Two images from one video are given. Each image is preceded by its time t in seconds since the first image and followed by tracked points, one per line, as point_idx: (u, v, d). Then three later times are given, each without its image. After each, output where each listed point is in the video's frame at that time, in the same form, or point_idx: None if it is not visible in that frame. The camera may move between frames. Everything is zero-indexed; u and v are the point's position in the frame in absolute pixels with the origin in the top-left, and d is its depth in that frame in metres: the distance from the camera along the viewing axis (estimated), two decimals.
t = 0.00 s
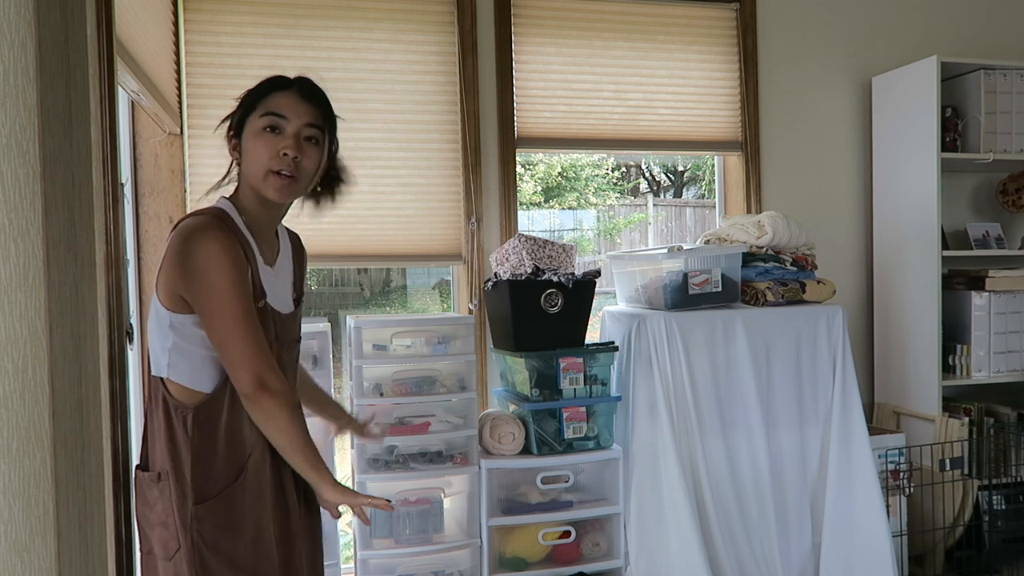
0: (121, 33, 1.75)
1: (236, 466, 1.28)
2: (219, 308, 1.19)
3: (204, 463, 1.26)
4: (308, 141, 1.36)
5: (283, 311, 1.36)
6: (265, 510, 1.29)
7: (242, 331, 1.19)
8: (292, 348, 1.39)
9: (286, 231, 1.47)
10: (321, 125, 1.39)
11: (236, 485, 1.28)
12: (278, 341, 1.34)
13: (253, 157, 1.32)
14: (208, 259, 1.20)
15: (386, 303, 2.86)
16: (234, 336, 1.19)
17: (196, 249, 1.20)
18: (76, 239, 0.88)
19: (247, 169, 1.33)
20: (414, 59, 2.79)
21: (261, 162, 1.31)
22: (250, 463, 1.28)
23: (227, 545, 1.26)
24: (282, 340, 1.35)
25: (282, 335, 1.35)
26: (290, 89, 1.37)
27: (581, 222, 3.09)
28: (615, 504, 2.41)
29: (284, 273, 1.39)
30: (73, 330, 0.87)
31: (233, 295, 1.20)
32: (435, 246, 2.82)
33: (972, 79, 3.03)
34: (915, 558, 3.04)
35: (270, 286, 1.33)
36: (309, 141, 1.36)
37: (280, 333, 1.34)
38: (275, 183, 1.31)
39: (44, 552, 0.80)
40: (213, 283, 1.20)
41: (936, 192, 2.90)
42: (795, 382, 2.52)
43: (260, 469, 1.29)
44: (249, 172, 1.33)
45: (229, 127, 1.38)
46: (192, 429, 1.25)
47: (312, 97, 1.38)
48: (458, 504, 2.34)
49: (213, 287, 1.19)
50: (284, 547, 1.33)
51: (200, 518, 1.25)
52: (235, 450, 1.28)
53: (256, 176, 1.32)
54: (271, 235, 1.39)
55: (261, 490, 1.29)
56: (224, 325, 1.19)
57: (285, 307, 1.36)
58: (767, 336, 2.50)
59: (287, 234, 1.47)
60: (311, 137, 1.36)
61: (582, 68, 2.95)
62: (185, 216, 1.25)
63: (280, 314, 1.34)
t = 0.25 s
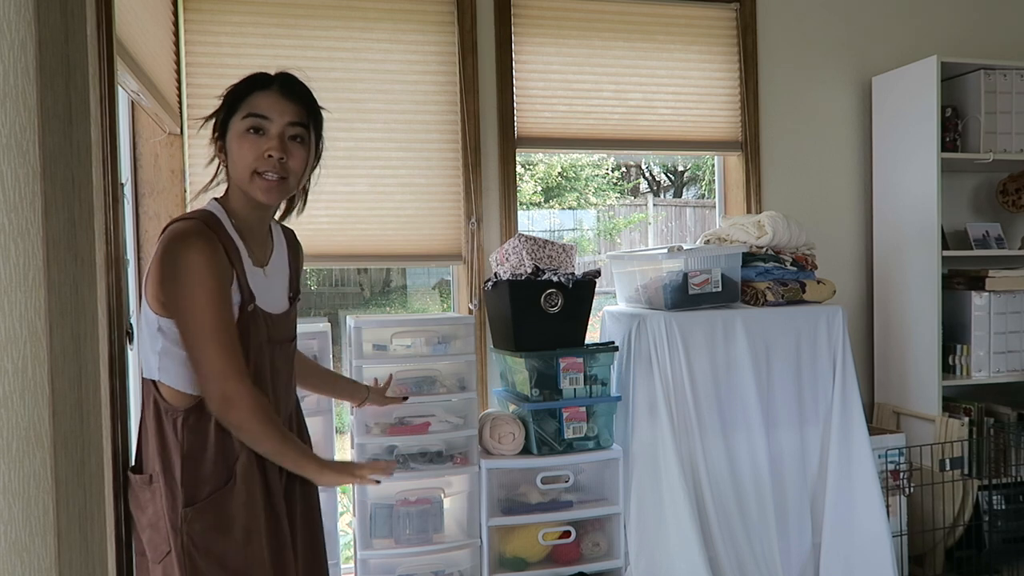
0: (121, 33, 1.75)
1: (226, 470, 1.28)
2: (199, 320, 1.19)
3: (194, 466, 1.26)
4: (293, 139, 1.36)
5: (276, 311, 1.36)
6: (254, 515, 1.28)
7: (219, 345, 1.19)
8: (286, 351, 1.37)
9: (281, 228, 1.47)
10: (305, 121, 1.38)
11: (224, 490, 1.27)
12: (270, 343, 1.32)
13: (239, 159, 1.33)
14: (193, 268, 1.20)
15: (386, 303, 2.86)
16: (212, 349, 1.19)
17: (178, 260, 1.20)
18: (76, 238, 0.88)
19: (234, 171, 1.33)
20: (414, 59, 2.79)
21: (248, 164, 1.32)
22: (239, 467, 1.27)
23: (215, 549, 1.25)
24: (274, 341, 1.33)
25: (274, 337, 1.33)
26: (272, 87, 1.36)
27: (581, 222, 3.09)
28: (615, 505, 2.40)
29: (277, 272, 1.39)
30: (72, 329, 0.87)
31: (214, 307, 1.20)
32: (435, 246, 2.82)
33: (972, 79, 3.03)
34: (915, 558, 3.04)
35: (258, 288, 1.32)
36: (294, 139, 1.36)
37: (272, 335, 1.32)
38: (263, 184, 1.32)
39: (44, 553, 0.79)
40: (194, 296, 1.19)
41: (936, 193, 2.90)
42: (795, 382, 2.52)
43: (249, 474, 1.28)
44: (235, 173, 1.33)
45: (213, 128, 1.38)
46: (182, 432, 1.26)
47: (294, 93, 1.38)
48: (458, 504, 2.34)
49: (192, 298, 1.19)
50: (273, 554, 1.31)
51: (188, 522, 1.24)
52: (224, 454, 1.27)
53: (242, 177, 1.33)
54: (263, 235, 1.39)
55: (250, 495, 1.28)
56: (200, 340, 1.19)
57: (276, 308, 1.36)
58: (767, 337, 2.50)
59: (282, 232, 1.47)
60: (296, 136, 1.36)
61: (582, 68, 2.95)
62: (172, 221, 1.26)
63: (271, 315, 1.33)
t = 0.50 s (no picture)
0: (121, 34, 1.75)
1: (221, 471, 1.27)
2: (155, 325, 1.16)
3: (189, 469, 1.25)
4: (294, 142, 1.37)
5: (272, 313, 1.35)
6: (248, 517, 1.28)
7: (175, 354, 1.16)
8: (280, 352, 1.36)
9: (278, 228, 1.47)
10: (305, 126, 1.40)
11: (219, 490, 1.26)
12: (264, 344, 1.31)
13: (240, 160, 1.33)
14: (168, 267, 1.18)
15: (386, 303, 2.86)
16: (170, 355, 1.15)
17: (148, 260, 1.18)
18: (76, 238, 0.88)
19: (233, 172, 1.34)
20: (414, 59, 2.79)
21: (249, 165, 1.32)
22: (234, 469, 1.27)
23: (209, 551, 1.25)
24: (267, 342, 1.31)
25: (269, 338, 1.32)
26: (274, 89, 1.38)
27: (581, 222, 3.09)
28: (615, 504, 2.41)
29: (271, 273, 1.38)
30: (72, 330, 0.87)
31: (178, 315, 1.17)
32: (435, 246, 2.82)
33: (972, 79, 3.03)
34: (915, 558, 3.03)
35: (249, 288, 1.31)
36: (295, 142, 1.37)
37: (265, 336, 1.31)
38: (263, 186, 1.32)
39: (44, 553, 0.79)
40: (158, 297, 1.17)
41: (936, 193, 2.90)
42: (795, 382, 2.52)
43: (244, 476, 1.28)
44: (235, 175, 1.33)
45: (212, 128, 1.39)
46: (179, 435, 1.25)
47: (296, 98, 1.40)
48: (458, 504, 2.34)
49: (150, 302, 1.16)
50: (267, 554, 1.32)
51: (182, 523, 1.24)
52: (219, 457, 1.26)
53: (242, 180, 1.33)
54: (258, 237, 1.38)
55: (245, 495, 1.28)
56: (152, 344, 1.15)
57: (269, 310, 1.34)
58: (767, 337, 2.50)
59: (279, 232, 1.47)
60: (296, 139, 1.38)
61: (582, 68, 2.95)
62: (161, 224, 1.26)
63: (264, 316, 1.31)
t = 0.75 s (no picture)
0: (121, 34, 1.75)
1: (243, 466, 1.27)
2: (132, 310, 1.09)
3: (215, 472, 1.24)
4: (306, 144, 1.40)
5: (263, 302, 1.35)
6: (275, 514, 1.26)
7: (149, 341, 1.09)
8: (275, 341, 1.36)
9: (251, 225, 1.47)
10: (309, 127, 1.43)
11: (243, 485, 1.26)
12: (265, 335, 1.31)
13: (267, 158, 1.30)
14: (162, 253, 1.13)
15: (386, 304, 2.86)
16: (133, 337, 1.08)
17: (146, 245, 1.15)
18: (77, 238, 0.88)
19: (251, 172, 1.31)
20: (415, 59, 2.79)
21: (270, 168, 1.31)
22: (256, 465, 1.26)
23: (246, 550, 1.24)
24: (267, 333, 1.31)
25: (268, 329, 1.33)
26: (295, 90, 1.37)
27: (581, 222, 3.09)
28: (615, 504, 2.41)
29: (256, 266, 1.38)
30: (72, 330, 0.87)
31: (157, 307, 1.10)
32: (435, 246, 2.82)
33: (973, 79, 3.03)
34: (915, 558, 3.03)
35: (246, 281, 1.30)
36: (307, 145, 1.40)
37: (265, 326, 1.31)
38: (278, 188, 1.34)
39: (45, 553, 0.80)
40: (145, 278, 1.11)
41: (935, 193, 2.90)
42: (795, 382, 2.52)
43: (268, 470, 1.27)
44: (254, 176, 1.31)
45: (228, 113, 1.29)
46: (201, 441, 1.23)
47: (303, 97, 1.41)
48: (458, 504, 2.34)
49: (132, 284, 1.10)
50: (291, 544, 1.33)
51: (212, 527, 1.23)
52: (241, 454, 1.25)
53: (263, 181, 1.32)
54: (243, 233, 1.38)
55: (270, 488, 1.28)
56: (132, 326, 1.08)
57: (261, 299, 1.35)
58: (767, 337, 2.50)
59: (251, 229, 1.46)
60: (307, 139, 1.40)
61: (582, 68, 2.95)
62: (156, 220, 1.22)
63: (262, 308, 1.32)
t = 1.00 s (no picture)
0: (121, 34, 1.75)
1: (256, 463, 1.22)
2: (159, 319, 1.08)
3: (233, 468, 1.19)
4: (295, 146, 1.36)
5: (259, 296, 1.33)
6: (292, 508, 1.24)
7: (183, 344, 1.08)
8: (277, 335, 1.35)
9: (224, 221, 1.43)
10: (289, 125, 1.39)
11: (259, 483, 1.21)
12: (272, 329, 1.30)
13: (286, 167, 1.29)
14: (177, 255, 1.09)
15: (386, 304, 2.86)
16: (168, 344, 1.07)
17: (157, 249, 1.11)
18: (77, 237, 0.88)
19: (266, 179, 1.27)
20: (415, 59, 2.79)
21: (280, 176, 1.28)
22: (272, 457, 1.23)
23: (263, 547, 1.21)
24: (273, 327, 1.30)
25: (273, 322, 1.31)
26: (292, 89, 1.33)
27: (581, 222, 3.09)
28: (615, 504, 2.41)
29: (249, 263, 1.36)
30: (72, 329, 0.87)
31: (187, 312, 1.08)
32: (435, 246, 2.82)
33: (973, 79, 3.03)
34: (915, 558, 3.03)
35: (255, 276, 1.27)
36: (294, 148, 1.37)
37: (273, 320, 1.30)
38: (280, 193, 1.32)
39: (45, 553, 0.80)
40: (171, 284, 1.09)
41: (935, 193, 2.90)
42: (795, 382, 2.52)
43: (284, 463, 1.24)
44: (267, 183, 1.27)
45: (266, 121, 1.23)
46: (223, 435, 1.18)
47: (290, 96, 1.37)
48: (458, 504, 2.34)
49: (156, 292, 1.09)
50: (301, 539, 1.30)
51: (231, 525, 1.19)
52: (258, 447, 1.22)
53: (272, 188, 1.29)
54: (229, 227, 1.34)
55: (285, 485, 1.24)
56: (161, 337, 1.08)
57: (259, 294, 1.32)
58: (767, 337, 2.50)
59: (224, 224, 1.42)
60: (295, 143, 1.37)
61: (582, 68, 2.95)
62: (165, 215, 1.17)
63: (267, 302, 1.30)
